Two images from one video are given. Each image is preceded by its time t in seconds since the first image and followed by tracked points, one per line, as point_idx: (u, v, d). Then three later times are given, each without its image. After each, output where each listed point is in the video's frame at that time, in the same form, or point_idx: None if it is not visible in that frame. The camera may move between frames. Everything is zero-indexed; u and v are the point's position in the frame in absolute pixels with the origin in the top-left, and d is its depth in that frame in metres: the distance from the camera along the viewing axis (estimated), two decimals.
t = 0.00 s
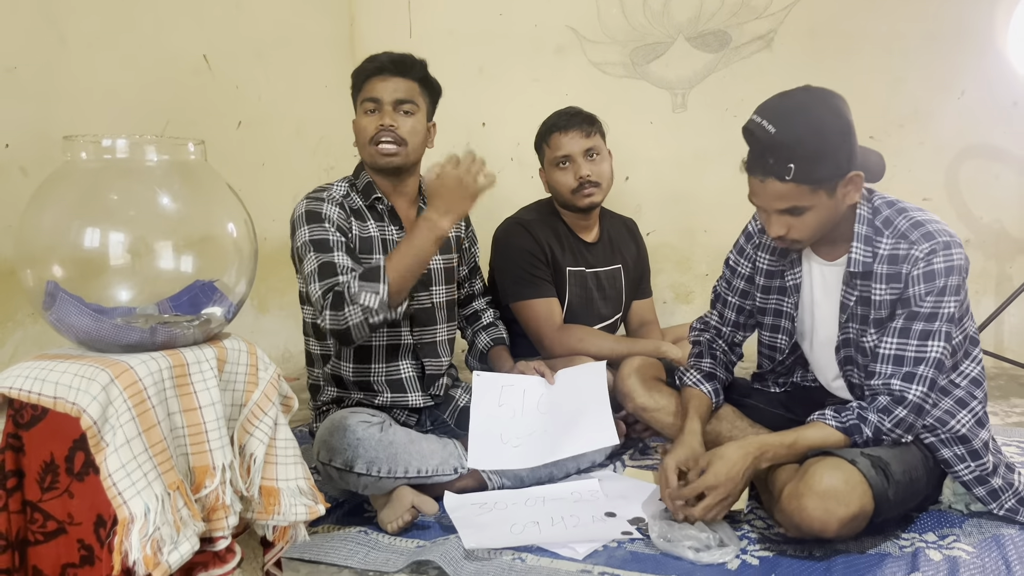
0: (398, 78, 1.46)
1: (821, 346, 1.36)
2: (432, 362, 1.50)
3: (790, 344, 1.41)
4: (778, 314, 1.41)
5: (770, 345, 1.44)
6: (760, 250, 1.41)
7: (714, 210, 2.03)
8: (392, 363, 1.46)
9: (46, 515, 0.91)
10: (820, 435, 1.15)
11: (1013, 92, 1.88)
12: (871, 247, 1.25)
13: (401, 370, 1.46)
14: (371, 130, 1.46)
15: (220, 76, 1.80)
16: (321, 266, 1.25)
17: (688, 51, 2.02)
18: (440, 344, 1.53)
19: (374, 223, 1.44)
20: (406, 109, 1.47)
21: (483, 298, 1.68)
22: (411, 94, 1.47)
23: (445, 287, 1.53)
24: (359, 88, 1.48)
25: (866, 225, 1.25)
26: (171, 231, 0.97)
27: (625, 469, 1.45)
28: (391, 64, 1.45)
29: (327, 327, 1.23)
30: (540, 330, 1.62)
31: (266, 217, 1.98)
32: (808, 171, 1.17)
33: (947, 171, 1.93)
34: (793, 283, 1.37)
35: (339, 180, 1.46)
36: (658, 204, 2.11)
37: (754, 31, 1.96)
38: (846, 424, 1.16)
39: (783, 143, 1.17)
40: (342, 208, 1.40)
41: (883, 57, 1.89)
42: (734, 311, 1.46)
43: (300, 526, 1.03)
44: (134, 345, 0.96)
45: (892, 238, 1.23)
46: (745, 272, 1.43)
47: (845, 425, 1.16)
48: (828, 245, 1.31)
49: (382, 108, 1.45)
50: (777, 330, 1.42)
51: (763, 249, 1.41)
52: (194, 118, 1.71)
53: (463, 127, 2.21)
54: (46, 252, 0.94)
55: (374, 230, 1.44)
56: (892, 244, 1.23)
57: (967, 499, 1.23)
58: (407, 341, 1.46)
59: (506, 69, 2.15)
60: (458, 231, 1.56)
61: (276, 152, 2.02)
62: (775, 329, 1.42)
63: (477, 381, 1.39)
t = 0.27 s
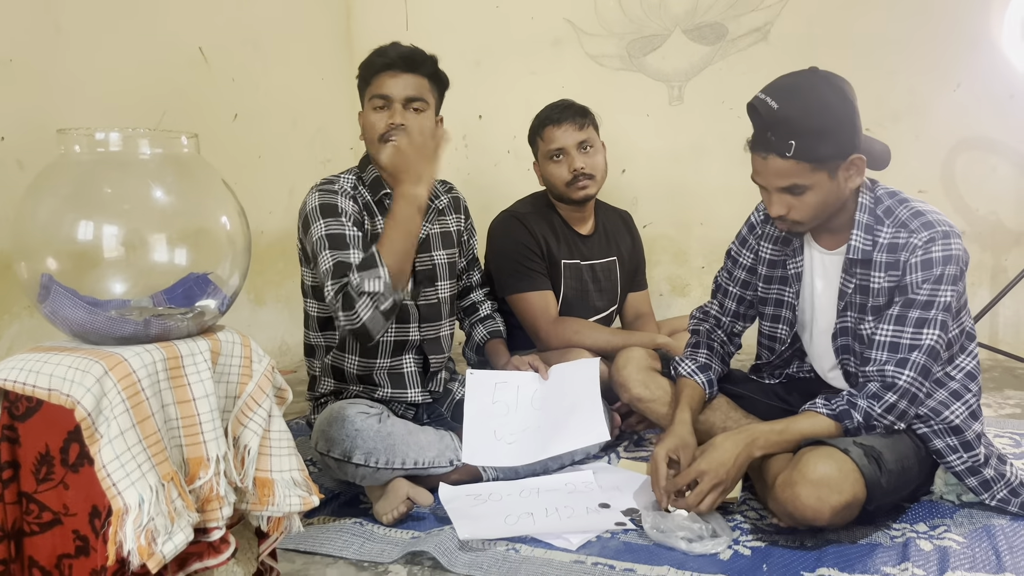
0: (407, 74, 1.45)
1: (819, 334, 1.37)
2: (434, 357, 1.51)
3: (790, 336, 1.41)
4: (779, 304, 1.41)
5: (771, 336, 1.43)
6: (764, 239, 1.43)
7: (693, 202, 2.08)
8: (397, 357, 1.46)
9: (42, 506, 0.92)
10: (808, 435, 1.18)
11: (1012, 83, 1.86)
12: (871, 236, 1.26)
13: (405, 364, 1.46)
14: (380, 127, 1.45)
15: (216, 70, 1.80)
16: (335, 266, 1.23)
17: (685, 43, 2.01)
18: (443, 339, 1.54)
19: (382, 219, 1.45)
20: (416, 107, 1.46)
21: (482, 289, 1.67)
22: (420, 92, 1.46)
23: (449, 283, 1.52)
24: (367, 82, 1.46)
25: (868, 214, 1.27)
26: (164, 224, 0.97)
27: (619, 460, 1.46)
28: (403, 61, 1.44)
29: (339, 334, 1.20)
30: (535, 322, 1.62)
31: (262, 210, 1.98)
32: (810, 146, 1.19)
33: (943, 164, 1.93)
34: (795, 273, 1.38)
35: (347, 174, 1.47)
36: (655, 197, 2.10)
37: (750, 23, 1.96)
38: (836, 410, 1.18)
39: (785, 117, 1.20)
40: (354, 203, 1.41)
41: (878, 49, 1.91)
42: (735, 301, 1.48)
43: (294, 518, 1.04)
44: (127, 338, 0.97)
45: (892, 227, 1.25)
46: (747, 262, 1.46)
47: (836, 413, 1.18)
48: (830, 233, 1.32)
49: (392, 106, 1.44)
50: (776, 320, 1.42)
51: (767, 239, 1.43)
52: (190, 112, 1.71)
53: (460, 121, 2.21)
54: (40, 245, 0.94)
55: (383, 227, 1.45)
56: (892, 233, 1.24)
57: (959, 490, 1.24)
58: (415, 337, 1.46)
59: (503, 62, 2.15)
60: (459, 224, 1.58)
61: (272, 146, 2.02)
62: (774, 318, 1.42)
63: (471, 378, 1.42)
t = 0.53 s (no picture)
0: (409, 79, 1.44)
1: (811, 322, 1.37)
2: (429, 356, 1.54)
3: (784, 327, 1.42)
4: (774, 296, 1.42)
5: (766, 327, 1.44)
6: (761, 230, 1.42)
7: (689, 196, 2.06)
8: (387, 361, 1.49)
9: (36, 496, 0.92)
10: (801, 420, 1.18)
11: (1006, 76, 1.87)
12: (861, 224, 1.26)
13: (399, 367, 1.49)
14: (381, 134, 1.44)
15: (211, 63, 1.80)
16: (317, 309, 1.32)
17: (680, 36, 2.01)
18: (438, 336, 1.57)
19: (375, 231, 1.42)
20: (419, 112, 1.46)
21: (478, 279, 1.67)
22: (423, 96, 1.45)
23: (446, 283, 1.55)
24: (367, 84, 1.45)
25: (858, 203, 1.27)
26: (157, 217, 0.97)
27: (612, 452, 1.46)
28: (404, 64, 1.43)
29: (310, 371, 1.34)
30: (529, 313, 1.63)
31: (257, 203, 1.98)
32: (796, 123, 1.22)
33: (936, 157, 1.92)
34: (789, 261, 1.38)
35: (344, 179, 1.43)
36: (649, 189, 2.11)
37: (745, 16, 1.95)
38: (823, 398, 1.18)
39: (773, 93, 1.22)
40: (347, 222, 1.37)
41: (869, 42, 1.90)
42: (735, 289, 1.46)
43: (288, 508, 1.05)
44: (120, 330, 0.97)
45: (882, 216, 1.25)
46: (746, 255, 1.44)
47: (823, 401, 1.18)
48: (822, 221, 1.32)
49: (394, 112, 1.44)
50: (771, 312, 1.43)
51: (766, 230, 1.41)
52: (183, 104, 1.71)
53: (455, 114, 2.22)
54: (33, 238, 0.94)
55: (376, 239, 1.42)
56: (883, 221, 1.24)
57: (948, 480, 1.24)
58: (404, 341, 1.49)
59: (498, 55, 2.15)
60: (458, 219, 1.59)
61: (267, 139, 2.02)
62: (767, 309, 1.43)
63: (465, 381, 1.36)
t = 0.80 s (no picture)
0: (393, 84, 1.40)
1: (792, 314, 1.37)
2: (427, 359, 1.56)
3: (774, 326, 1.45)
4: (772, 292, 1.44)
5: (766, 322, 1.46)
6: (755, 227, 1.43)
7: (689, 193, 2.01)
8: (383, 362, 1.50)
9: (31, 491, 0.93)
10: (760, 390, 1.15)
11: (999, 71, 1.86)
12: (840, 216, 1.26)
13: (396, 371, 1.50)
14: (371, 144, 1.41)
15: (205, 59, 1.80)
16: (313, 312, 1.31)
17: (675, 31, 2.00)
18: (433, 339, 1.58)
19: (367, 236, 1.41)
20: (407, 116, 1.43)
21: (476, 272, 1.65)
22: (408, 100, 1.42)
23: (441, 287, 1.54)
24: (350, 93, 1.42)
25: (837, 195, 1.27)
26: (152, 213, 0.97)
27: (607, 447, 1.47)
28: (385, 70, 1.39)
29: (308, 377, 1.34)
30: (525, 310, 1.63)
31: (252, 199, 1.98)
32: (764, 111, 1.24)
33: (930, 153, 1.89)
34: (776, 254, 1.41)
35: (334, 184, 1.42)
36: (645, 185, 2.11)
37: (739, 12, 1.92)
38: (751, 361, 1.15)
39: (744, 83, 1.24)
40: (337, 225, 1.37)
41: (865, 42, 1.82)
42: (736, 285, 1.48)
43: (283, 503, 1.04)
44: (115, 326, 0.97)
45: (858, 209, 1.25)
46: (745, 253, 1.46)
47: (752, 363, 1.15)
48: (801, 213, 1.34)
49: (381, 121, 1.41)
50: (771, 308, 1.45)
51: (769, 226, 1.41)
52: (177, 100, 1.71)
53: (451, 110, 2.22)
54: (28, 234, 0.94)
55: (368, 244, 1.41)
56: (856, 214, 1.24)
57: (941, 474, 1.25)
58: (403, 346, 1.50)
59: (494, 50, 2.15)
60: (455, 219, 1.58)
61: (262, 134, 2.02)
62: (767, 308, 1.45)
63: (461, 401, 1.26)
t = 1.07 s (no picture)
0: (372, 85, 1.40)
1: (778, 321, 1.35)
2: (422, 361, 1.55)
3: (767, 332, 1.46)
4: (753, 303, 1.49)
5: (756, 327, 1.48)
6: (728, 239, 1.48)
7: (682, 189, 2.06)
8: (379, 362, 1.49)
9: (26, 495, 0.92)
10: (762, 361, 1.14)
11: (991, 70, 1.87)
12: (799, 215, 1.30)
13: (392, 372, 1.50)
14: (354, 146, 1.41)
15: (201, 58, 1.79)
16: (307, 312, 1.30)
17: (671, 32, 2.00)
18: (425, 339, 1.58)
19: (358, 238, 1.40)
20: (388, 116, 1.42)
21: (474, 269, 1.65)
22: (389, 99, 1.41)
23: (433, 287, 1.53)
24: (329, 97, 1.42)
25: (794, 196, 1.30)
26: (147, 215, 0.97)
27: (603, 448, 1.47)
28: (364, 72, 1.39)
29: (305, 378, 1.33)
30: (522, 311, 1.63)
31: (248, 199, 1.98)
32: (708, 120, 1.32)
33: (925, 152, 1.93)
34: (750, 264, 1.45)
35: (323, 185, 1.42)
36: (641, 185, 2.10)
37: (735, 12, 1.95)
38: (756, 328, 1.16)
39: (688, 97, 1.34)
40: (328, 224, 1.36)
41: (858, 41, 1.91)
42: (722, 293, 1.52)
43: (279, 505, 1.04)
44: (110, 328, 0.97)
45: (815, 203, 1.28)
46: (726, 264, 1.50)
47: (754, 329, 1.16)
48: (766, 220, 1.39)
49: (361, 122, 1.40)
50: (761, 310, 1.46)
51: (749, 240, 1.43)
52: (173, 100, 1.70)
53: (447, 110, 2.22)
54: (23, 237, 0.94)
55: (359, 245, 1.40)
56: (815, 207, 1.28)
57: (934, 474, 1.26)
58: (399, 347, 1.49)
59: (490, 49, 2.15)
60: (450, 219, 1.57)
61: (257, 134, 2.01)
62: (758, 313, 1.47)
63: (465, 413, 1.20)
